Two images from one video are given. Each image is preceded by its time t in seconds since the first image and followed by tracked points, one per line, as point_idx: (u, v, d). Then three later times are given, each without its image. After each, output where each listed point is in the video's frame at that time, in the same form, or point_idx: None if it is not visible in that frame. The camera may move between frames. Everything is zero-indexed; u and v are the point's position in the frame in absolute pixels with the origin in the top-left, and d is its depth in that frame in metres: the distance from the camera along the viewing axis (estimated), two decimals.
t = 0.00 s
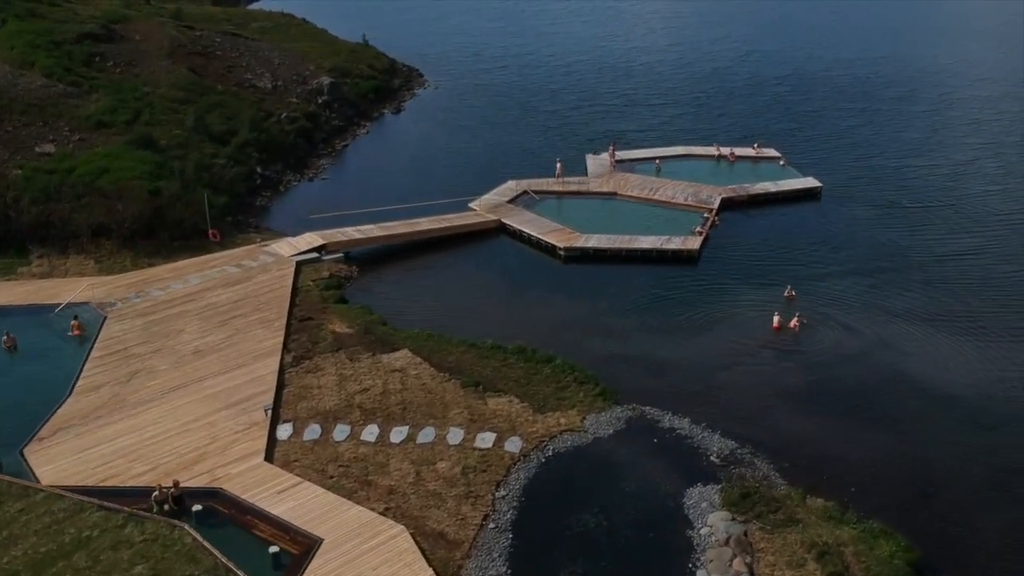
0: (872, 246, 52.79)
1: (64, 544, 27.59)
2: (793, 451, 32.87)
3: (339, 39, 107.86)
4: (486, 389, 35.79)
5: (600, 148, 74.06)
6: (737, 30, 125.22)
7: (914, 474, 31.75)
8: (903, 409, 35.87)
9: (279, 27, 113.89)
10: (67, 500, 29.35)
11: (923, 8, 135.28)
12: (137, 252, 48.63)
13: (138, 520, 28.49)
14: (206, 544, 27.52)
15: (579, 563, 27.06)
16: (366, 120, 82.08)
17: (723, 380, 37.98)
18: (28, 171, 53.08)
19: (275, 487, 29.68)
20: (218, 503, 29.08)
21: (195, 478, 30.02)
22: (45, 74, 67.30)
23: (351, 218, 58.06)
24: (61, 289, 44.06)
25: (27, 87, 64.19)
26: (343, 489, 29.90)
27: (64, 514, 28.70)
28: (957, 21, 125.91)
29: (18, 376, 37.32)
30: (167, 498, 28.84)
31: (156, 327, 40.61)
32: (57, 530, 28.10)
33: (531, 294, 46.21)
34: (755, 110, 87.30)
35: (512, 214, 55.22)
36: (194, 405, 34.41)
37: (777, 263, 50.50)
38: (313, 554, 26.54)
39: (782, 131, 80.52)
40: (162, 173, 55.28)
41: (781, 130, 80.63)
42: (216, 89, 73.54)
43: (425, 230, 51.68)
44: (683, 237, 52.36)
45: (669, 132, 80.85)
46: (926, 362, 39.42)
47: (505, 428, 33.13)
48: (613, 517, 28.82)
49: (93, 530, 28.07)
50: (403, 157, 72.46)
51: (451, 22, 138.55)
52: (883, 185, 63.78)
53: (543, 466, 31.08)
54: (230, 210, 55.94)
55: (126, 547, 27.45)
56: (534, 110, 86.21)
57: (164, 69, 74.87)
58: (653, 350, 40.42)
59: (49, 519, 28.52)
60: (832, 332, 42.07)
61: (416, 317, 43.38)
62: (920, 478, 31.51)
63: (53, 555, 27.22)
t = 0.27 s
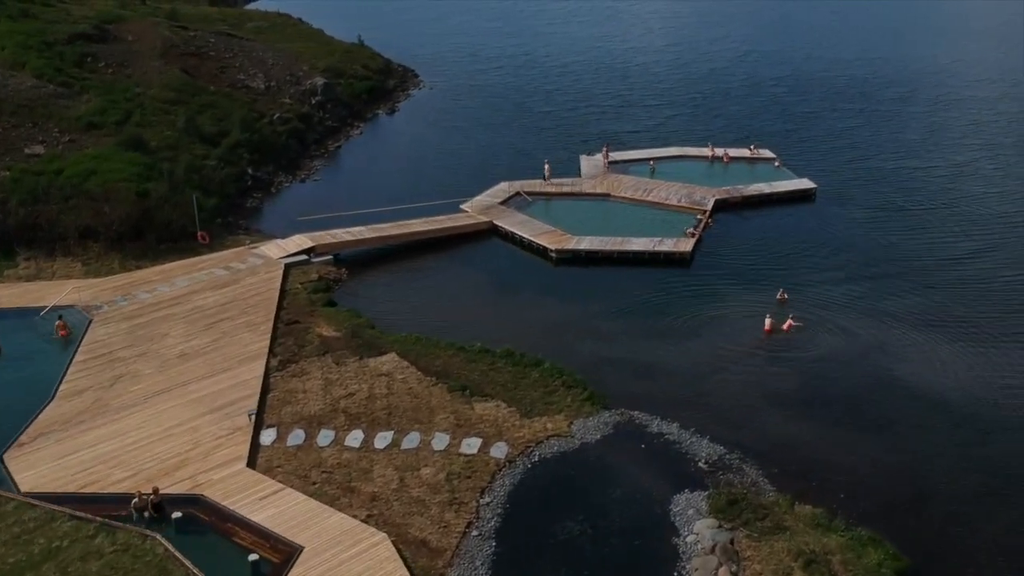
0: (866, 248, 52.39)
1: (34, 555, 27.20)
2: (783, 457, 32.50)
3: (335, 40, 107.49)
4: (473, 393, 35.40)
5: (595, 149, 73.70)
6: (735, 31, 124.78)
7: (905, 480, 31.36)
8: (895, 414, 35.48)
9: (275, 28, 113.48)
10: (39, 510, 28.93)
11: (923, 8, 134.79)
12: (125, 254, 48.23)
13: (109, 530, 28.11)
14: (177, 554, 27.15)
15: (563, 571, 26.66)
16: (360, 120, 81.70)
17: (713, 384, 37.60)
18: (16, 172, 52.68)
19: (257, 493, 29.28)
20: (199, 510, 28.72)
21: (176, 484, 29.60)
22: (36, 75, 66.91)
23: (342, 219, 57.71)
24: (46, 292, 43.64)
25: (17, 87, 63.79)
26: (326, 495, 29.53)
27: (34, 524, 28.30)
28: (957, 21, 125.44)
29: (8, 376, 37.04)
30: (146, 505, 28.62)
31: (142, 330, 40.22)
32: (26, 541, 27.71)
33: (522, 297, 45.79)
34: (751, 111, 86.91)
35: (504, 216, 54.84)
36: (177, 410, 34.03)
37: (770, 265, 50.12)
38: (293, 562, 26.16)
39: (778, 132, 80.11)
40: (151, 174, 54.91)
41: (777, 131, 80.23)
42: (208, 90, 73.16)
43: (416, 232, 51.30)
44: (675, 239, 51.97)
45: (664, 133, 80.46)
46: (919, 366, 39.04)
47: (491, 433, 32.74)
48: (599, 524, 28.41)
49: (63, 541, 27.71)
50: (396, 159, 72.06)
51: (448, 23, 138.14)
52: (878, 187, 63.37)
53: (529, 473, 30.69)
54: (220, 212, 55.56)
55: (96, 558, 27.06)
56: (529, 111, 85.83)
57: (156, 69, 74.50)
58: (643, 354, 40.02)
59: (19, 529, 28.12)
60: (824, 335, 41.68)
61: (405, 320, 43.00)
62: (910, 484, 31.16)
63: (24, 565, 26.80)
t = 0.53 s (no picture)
0: (861, 250, 52.00)
1: (2, 565, 26.81)
2: (772, 462, 32.13)
3: (331, 40, 107.09)
4: (460, 398, 35.00)
5: (590, 151, 73.32)
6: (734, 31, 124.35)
7: (895, 487, 31.02)
8: (887, 419, 35.12)
9: (271, 28, 113.12)
10: (11, 519, 28.48)
11: (923, 8, 134.29)
12: (113, 257, 47.85)
13: (80, 540, 27.71)
14: (148, 565, 26.78)
15: None
16: (354, 121, 81.30)
17: (703, 388, 37.21)
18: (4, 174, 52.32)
19: (238, 500, 28.86)
20: (180, 517, 28.33)
21: (156, 491, 29.18)
22: (27, 75, 66.53)
23: (333, 221, 57.38)
24: (32, 295, 43.23)
25: (8, 88, 63.42)
26: (308, 502, 29.17)
27: (5, 533, 27.87)
28: (956, 21, 125.01)
29: (5, 378, 36.97)
30: (125, 512, 28.23)
31: (127, 334, 39.84)
32: None
33: (512, 299, 45.43)
34: (748, 111, 86.49)
35: (496, 217, 54.46)
36: (160, 415, 33.65)
37: (763, 268, 49.74)
38: (273, 570, 25.79)
39: (774, 133, 79.70)
40: (140, 176, 54.54)
41: (774, 133, 79.82)
42: (201, 90, 72.79)
43: (406, 234, 50.92)
44: (668, 241, 51.60)
45: (660, 134, 80.05)
46: (911, 370, 38.65)
47: (477, 438, 32.38)
48: (584, 532, 28.03)
49: (32, 551, 27.31)
50: (390, 160, 71.65)
51: (446, 23, 137.72)
52: (874, 189, 63.00)
53: (515, 479, 30.31)
54: (209, 214, 55.19)
55: (65, 569, 26.67)
56: (525, 111, 85.46)
57: (149, 70, 74.13)
58: (633, 357, 39.64)
59: None
60: (816, 338, 41.32)
61: (394, 323, 42.63)
62: (901, 491, 30.79)
63: None
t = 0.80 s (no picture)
0: (855, 253, 51.66)
1: None
2: (761, 468, 31.76)
3: (327, 40, 106.74)
4: (447, 403, 34.65)
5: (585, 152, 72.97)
6: (731, 32, 123.96)
7: (886, 494, 30.64)
8: (878, 423, 34.75)
9: (267, 29, 112.83)
10: None
11: (922, 10, 133.93)
12: (101, 259, 47.48)
13: (49, 551, 27.36)
14: None
15: None
16: (348, 121, 80.94)
17: (694, 393, 36.84)
18: None
19: (219, 507, 28.48)
20: (161, 525, 27.98)
21: (137, 498, 28.80)
22: (18, 76, 66.18)
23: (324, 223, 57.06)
24: (18, 298, 42.83)
25: None
26: (290, 509, 28.82)
27: None
28: (955, 23, 124.66)
29: None
30: (104, 520, 27.84)
31: (113, 338, 39.47)
32: None
33: (503, 302, 45.10)
34: (745, 112, 86.12)
35: (488, 219, 54.11)
36: (144, 420, 33.27)
37: (757, 270, 49.38)
38: None
39: (771, 134, 79.37)
40: (130, 178, 54.19)
41: (770, 134, 79.44)
42: (194, 90, 72.45)
43: (397, 236, 50.60)
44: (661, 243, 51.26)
45: (656, 135, 79.67)
46: (904, 374, 38.27)
47: (462, 444, 32.02)
48: (569, 540, 27.69)
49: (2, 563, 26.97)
50: (383, 161, 71.29)
51: (443, 23, 137.42)
52: (870, 190, 62.66)
53: (500, 486, 29.96)
54: (200, 216, 54.82)
55: None
56: (520, 112, 85.14)
57: (142, 70, 73.79)
58: (624, 361, 39.26)
59: None
60: (808, 342, 40.95)
61: (383, 326, 42.28)
62: (891, 498, 30.42)
63: None
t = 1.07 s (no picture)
0: (848, 255, 51.32)
1: None
2: (749, 475, 31.42)
3: (322, 41, 106.33)
4: (433, 407, 34.29)
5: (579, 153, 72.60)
6: (729, 32, 123.45)
7: (874, 502, 30.31)
8: (868, 429, 34.42)
9: (262, 29, 112.47)
10: None
11: (921, 11, 133.46)
12: (88, 262, 47.11)
13: (19, 562, 27.04)
14: None
15: None
16: (342, 122, 80.56)
17: (683, 397, 36.47)
18: None
19: (199, 515, 28.09)
20: (140, 533, 27.55)
21: (116, 505, 28.42)
22: (9, 77, 65.81)
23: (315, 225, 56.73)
24: (4, 301, 42.45)
25: None
26: (271, 516, 28.46)
27: None
28: (954, 24, 124.35)
29: None
30: (82, 528, 27.45)
31: (97, 341, 39.09)
32: None
33: (493, 305, 44.77)
34: (741, 114, 85.74)
35: (480, 221, 53.75)
36: (126, 425, 32.90)
37: (749, 272, 49.02)
38: None
39: (766, 135, 79.04)
40: (118, 179, 53.80)
41: (766, 135, 79.06)
42: (186, 91, 72.07)
43: (387, 239, 50.25)
44: (653, 245, 50.92)
45: (651, 136, 79.29)
46: (895, 378, 37.95)
47: (447, 450, 31.67)
48: (552, 548, 27.34)
49: None
50: (376, 163, 70.90)
51: (440, 23, 137.02)
52: (864, 192, 62.33)
53: (484, 493, 29.61)
54: (189, 218, 54.47)
55: None
56: (515, 113, 84.79)
57: (134, 71, 73.42)
58: (613, 365, 38.90)
59: None
60: (800, 345, 40.60)
61: (371, 330, 41.96)
62: (879, 506, 30.10)
63: None
